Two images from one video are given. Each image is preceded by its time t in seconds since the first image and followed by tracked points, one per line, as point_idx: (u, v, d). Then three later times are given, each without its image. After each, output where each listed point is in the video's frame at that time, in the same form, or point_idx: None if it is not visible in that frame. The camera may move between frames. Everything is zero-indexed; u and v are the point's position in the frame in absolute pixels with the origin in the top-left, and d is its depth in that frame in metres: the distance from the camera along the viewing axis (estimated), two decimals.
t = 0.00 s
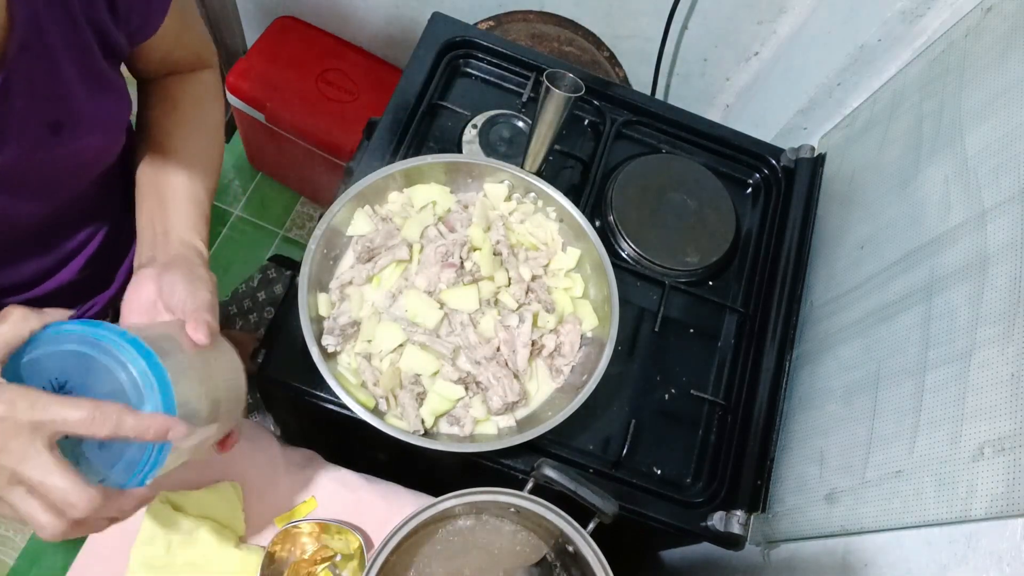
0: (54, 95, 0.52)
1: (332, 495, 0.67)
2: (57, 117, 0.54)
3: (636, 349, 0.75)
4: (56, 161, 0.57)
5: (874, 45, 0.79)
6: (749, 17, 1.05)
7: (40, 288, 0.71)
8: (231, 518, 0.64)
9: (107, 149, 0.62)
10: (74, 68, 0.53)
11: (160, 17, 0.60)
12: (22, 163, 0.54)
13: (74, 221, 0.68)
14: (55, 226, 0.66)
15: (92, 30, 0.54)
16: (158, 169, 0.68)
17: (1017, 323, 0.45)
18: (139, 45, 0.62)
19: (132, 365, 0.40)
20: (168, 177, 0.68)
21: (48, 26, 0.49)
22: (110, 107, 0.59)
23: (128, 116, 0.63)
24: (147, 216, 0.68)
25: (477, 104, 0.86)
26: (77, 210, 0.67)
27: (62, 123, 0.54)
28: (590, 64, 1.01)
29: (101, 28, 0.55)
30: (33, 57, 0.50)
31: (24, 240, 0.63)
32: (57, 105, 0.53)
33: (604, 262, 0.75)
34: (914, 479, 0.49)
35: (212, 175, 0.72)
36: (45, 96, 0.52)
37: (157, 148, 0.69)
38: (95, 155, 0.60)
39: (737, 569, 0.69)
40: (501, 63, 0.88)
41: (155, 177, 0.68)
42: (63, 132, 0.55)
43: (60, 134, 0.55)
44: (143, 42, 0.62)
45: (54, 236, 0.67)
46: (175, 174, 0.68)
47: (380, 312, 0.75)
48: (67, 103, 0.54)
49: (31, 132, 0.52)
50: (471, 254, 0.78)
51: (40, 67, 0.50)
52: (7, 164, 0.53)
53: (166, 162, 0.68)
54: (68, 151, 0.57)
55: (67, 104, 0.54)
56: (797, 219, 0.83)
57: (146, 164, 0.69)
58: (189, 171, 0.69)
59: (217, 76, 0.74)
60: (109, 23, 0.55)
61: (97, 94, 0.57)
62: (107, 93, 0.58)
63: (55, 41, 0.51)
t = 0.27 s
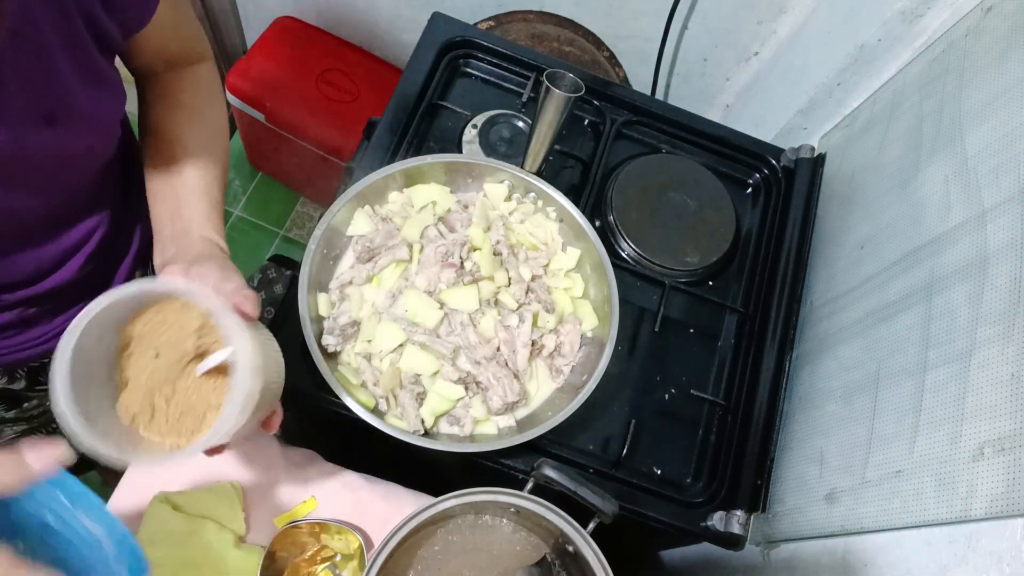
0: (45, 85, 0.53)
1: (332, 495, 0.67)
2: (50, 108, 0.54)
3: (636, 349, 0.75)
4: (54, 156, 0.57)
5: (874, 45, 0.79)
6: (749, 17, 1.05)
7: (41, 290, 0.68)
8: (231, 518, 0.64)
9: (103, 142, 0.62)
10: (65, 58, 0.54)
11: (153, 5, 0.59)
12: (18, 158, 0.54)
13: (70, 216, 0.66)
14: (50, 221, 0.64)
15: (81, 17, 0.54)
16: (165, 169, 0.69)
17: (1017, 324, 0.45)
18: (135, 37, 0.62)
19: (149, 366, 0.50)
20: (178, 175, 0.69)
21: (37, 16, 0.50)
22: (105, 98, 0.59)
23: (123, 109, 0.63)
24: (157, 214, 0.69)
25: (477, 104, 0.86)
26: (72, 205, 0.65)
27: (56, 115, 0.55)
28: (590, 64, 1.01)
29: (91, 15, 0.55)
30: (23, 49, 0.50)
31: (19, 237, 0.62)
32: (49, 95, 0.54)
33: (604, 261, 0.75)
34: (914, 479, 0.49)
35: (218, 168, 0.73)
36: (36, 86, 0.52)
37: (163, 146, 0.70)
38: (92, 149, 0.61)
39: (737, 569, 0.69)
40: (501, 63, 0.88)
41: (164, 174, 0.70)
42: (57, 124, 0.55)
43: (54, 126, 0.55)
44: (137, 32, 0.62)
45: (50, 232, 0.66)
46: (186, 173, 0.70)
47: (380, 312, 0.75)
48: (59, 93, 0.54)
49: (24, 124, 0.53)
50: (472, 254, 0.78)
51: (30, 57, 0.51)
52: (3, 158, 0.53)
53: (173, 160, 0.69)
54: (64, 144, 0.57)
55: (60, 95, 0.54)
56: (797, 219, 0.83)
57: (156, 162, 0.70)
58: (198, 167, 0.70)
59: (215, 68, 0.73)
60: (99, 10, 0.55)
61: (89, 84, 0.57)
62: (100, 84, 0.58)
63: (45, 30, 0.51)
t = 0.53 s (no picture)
0: (44, 82, 0.53)
1: (332, 495, 0.66)
2: (49, 105, 0.54)
3: (636, 349, 0.75)
4: (51, 155, 0.57)
5: (874, 45, 0.79)
6: (749, 17, 1.05)
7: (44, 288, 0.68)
8: (230, 518, 0.64)
9: (101, 141, 0.62)
10: (63, 53, 0.54)
11: None
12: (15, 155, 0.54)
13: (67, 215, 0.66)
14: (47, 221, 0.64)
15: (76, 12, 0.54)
16: (169, 162, 0.70)
17: (1017, 324, 0.45)
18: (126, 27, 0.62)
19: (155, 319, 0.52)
20: (182, 171, 0.70)
21: (35, 11, 0.50)
22: (102, 96, 0.59)
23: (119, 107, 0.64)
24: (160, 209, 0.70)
25: (477, 104, 0.86)
26: (68, 205, 0.65)
27: (54, 112, 0.55)
28: (591, 63, 1.01)
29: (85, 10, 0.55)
30: (20, 46, 0.50)
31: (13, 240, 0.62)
32: (48, 92, 0.54)
33: (604, 261, 0.75)
34: (914, 479, 0.49)
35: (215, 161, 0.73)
36: (35, 83, 0.53)
37: (165, 140, 0.70)
38: (90, 146, 0.61)
39: (737, 569, 0.69)
40: (501, 63, 0.88)
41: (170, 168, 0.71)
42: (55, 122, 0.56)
43: (52, 124, 0.55)
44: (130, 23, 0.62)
45: (48, 233, 0.65)
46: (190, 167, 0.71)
47: (380, 312, 0.75)
48: (58, 90, 0.54)
49: (22, 120, 0.53)
50: (472, 254, 0.78)
51: (29, 54, 0.51)
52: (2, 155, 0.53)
53: (178, 153, 0.70)
54: (61, 142, 0.57)
55: (58, 91, 0.54)
56: (797, 219, 0.83)
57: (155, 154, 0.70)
58: (200, 159, 0.72)
59: (205, 54, 0.73)
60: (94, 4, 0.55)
61: (87, 80, 0.57)
62: (98, 82, 0.58)
63: (43, 26, 0.51)
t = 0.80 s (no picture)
0: (44, 83, 0.53)
1: (332, 495, 0.66)
2: (49, 107, 0.54)
3: (636, 349, 0.75)
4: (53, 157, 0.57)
5: (874, 45, 0.79)
6: (749, 17, 1.05)
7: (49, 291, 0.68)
8: (231, 519, 0.64)
9: (102, 143, 0.62)
10: (62, 55, 0.54)
11: None
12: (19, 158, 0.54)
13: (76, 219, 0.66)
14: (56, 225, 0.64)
15: (74, 11, 0.54)
16: (168, 158, 0.70)
17: (1017, 324, 0.45)
18: (124, 23, 0.62)
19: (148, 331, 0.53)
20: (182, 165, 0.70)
21: (35, 12, 0.50)
22: (102, 97, 0.59)
23: (119, 109, 0.64)
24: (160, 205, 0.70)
25: (477, 104, 0.86)
26: (76, 209, 0.65)
27: (56, 114, 0.55)
28: (591, 63, 1.01)
29: (83, 9, 0.55)
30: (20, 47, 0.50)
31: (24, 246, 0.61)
32: (49, 94, 0.54)
33: (604, 261, 0.75)
34: (914, 479, 0.49)
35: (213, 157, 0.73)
36: (35, 84, 0.52)
37: (163, 137, 0.70)
38: (91, 147, 0.61)
39: (737, 569, 0.69)
40: (501, 63, 0.88)
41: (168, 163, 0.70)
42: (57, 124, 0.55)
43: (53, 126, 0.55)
44: (126, 21, 0.61)
45: (57, 238, 0.65)
46: (190, 161, 0.71)
47: (380, 312, 0.75)
48: (58, 91, 0.54)
49: (25, 122, 0.53)
50: (472, 254, 0.78)
51: (29, 54, 0.51)
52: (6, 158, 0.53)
53: (177, 149, 0.70)
54: (63, 144, 0.57)
55: (58, 92, 0.54)
56: (797, 219, 0.83)
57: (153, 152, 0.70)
58: (198, 155, 0.71)
59: (201, 51, 0.73)
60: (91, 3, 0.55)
61: (86, 81, 0.57)
62: (97, 82, 0.58)
63: (42, 26, 0.51)
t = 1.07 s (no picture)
0: (44, 85, 0.53)
1: (332, 495, 0.66)
2: (48, 109, 0.54)
3: (636, 349, 0.75)
4: (51, 158, 0.57)
5: (874, 45, 0.79)
6: (748, 17, 1.05)
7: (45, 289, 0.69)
8: (230, 518, 0.64)
9: (101, 145, 0.62)
10: (61, 54, 0.54)
11: None
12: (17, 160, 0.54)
13: (75, 218, 0.67)
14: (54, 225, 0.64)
15: (73, 12, 0.54)
16: (162, 161, 0.70)
17: (1017, 324, 0.45)
18: (123, 26, 0.62)
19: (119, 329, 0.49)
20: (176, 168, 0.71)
21: (34, 14, 0.50)
22: (101, 98, 0.59)
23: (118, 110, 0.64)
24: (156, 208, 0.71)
25: (477, 104, 0.86)
26: (75, 209, 0.65)
27: (55, 116, 0.55)
28: (590, 63, 1.01)
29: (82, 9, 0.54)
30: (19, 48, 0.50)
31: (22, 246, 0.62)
32: (48, 94, 0.54)
33: (604, 262, 0.75)
34: (914, 479, 0.49)
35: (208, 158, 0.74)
36: (35, 86, 0.52)
37: (155, 139, 0.70)
38: (90, 148, 0.61)
39: (737, 569, 0.69)
40: (501, 63, 0.88)
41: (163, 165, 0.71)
42: (55, 126, 0.55)
43: (52, 128, 0.55)
44: (125, 22, 0.61)
45: (56, 234, 0.65)
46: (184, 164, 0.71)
47: (380, 312, 0.75)
48: (57, 92, 0.54)
49: (26, 121, 0.53)
50: (472, 254, 0.78)
51: (29, 56, 0.51)
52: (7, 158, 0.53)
53: (171, 151, 0.70)
54: (62, 145, 0.57)
55: (57, 94, 0.54)
56: (797, 218, 0.83)
57: (144, 153, 0.71)
58: (193, 156, 0.72)
59: (198, 51, 0.73)
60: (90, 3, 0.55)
61: (85, 81, 0.57)
62: (97, 84, 0.58)
63: (42, 28, 0.51)
